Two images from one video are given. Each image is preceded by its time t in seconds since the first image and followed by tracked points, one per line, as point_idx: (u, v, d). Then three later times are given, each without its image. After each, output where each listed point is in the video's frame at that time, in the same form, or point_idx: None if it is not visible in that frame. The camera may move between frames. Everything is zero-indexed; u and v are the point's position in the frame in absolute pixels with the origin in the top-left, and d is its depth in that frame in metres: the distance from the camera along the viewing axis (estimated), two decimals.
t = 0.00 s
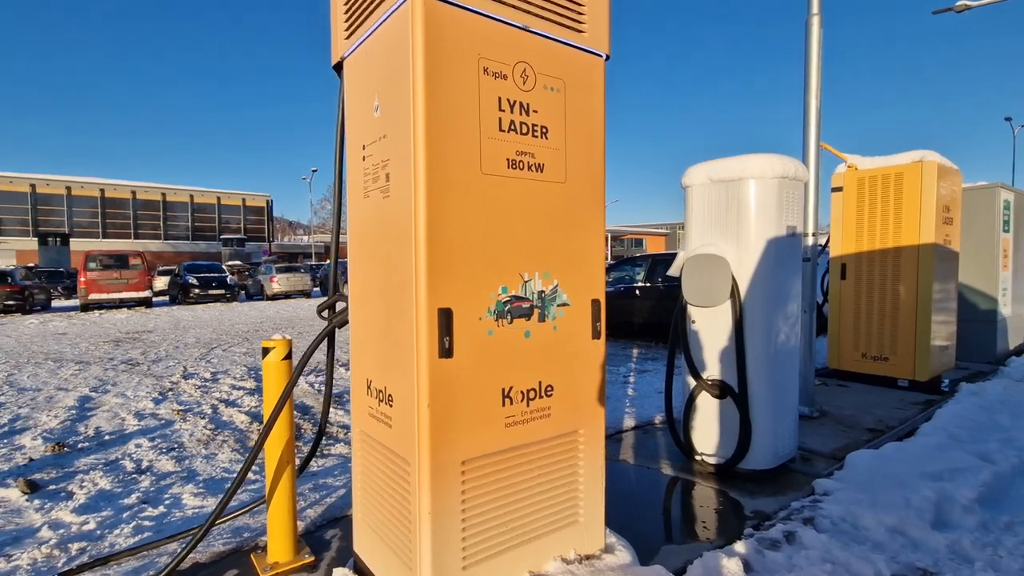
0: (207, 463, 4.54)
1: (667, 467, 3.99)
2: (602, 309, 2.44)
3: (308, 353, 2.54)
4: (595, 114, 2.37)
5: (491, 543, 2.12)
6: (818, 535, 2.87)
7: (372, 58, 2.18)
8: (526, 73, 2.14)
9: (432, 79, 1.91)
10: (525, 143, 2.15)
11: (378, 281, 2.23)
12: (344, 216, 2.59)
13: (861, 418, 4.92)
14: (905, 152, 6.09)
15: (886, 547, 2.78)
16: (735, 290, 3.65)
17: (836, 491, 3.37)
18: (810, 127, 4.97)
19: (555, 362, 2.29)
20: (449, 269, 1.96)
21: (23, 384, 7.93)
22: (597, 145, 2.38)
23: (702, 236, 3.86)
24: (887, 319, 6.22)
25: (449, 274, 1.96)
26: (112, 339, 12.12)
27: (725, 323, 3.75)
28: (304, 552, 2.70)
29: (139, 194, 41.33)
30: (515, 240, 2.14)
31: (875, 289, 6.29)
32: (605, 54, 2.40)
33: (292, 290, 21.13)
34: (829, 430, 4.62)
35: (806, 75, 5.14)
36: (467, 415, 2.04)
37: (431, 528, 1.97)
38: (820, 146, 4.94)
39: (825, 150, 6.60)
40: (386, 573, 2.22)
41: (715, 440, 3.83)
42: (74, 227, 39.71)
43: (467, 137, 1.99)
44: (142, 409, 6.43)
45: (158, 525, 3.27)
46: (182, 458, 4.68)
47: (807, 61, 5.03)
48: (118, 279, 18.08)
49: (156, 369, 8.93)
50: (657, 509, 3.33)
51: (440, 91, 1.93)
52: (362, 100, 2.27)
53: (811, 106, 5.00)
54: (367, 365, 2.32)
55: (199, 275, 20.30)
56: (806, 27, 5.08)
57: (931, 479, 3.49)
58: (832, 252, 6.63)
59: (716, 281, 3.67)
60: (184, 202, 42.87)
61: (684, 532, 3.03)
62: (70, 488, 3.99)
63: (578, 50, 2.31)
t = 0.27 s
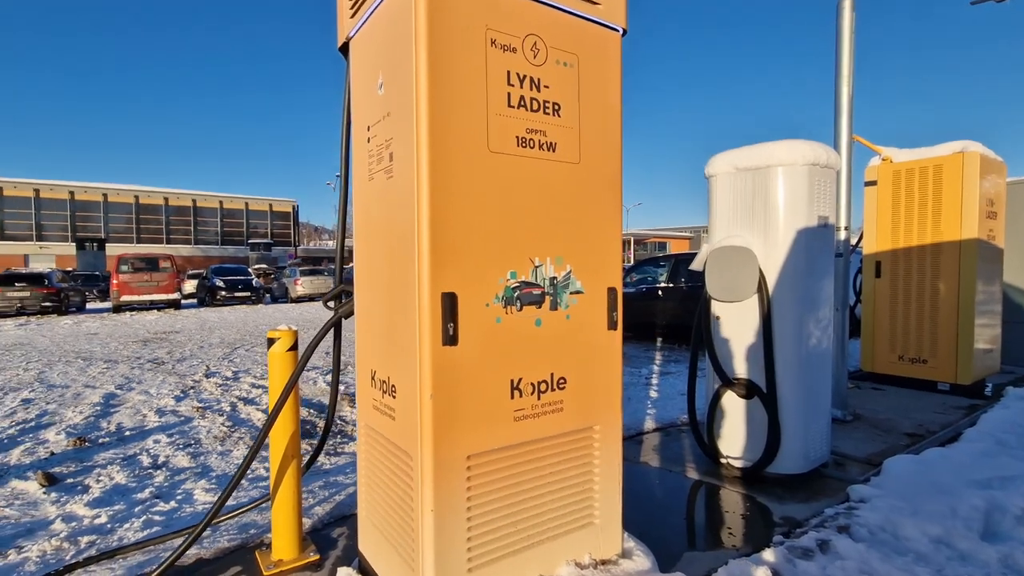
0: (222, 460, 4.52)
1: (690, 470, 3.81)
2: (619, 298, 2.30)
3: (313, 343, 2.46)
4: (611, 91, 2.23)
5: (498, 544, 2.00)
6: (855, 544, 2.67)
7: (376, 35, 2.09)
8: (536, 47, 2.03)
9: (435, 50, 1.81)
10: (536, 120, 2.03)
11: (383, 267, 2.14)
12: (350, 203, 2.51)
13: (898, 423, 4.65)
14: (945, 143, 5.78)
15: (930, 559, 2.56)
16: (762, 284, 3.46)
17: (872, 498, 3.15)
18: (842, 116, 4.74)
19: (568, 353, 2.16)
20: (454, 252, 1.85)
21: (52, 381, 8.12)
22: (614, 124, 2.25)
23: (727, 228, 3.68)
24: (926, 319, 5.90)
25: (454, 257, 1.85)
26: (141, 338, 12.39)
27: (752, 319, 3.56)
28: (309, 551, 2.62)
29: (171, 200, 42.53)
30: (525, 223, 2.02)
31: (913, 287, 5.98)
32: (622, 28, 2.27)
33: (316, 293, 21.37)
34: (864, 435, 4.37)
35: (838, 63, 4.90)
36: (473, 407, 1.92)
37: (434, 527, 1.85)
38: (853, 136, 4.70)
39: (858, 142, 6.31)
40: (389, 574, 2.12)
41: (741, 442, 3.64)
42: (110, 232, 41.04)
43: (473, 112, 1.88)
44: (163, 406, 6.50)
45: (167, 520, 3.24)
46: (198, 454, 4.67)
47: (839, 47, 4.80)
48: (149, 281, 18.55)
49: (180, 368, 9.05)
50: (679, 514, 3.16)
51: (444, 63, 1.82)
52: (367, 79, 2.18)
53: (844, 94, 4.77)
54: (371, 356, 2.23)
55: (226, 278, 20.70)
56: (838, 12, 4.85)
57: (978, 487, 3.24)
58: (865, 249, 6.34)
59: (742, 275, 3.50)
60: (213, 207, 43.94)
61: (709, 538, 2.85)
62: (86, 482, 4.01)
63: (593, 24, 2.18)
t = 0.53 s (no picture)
0: (231, 459, 4.48)
1: (710, 476, 3.62)
2: (630, 285, 2.18)
3: (313, 332, 2.38)
4: (621, 67, 2.11)
5: (498, 543, 1.87)
6: (889, 557, 2.46)
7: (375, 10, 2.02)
8: (540, 18, 1.92)
9: (432, 18, 1.72)
10: (540, 95, 1.93)
11: (381, 250, 2.05)
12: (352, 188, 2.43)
13: (935, 431, 4.37)
14: (980, 138, 5.49)
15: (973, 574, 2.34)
16: (785, 279, 3.29)
17: (908, 508, 2.92)
18: (870, 110, 4.53)
19: (574, 341, 2.03)
20: (451, 231, 1.75)
21: (75, 383, 8.25)
22: (624, 102, 2.13)
23: (747, 221, 3.51)
24: (963, 324, 5.59)
25: (451, 236, 1.75)
26: (164, 343, 12.59)
27: (775, 317, 3.38)
28: (307, 550, 2.53)
29: (199, 211, 43.64)
30: (529, 202, 1.91)
31: (948, 290, 5.68)
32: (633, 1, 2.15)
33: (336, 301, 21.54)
34: (897, 443, 4.11)
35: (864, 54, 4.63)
36: (471, 396, 1.81)
37: (428, 522, 1.74)
38: (882, 129, 4.49)
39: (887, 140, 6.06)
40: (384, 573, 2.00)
41: (763, 447, 3.45)
42: (141, 242, 42.24)
43: (472, 84, 1.78)
44: (179, 407, 6.52)
45: (169, 517, 3.18)
46: (208, 453, 4.64)
47: (866, 37, 4.54)
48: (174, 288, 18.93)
49: (199, 372, 9.14)
50: (698, 520, 2.98)
51: (442, 32, 1.73)
52: (366, 57, 2.11)
53: (870, 87, 4.53)
54: (369, 344, 2.13)
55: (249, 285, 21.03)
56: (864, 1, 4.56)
57: None
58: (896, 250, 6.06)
59: (764, 270, 3.33)
60: (239, 218, 44.91)
61: (729, 547, 2.67)
62: (96, 479, 3.99)
63: None
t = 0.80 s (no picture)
0: (240, 461, 4.46)
1: (728, 480, 3.47)
2: (639, 270, 2.09)
3: (315, 321, 2.34)
4: (628, 45, 2.05)
5: (500, 537, 1.78)
6: (921, 563, 2.30)
7: None
8: None
9: None
10: (543, 72, 1.88)
11: (381, 234, 2.01)
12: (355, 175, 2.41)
13: (969, 438, 4.15)
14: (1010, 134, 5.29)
15: None
16: (805, 273, 3.16)
17: (941, 514, 2.74)
18: (891, 104, 4.38)
19: (580, 327, 1.95)
20: (449, 208, 1.70)
21: (95, 388, 8.38)
22: (631, 81, 2.06)
23: (764, 215, 3.40)
24: (996, 327, 5.34)
25: (449, 214, 1.70)
26: (184, 352, 12.77)
27: (794, 313, 3.25)
28: (308, 547, 2.47)
29: (223, 226, 44.60)
30: (531, 181, 1.85)
31: (979, 292, 5.44)
32: None
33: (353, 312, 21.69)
34: (928, 449, 3.90)
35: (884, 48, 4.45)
36: (471, 381, 1.73)
37: (425, 512, 1.66)
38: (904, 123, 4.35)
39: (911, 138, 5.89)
40: (382, 568, 1.92)
41: (784, 450, 3.30)
42: (166, 256, 43.27)
43: (472, 59, 1.74)
44: (194, 412, 6.56)
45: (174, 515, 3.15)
46: (218, 455, 4.63)
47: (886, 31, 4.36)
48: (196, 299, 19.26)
49: (216, 378, 9.22)
50: (715, 524, 2.84)
51: (439, 5, 1.69)
52: (367, 39, 2.08)
53: (892, 82, 4.37)
54: (370, 331, 2.08)
55: (268, 296, 21.31)
56: None
57: None
58: (923, 251, 5.85)
59: (782, 264, 3.22)
60: (261, 232, 45.75)
61: (748, 551, 2.53)
62: (106, 478, 4.00)
63: None
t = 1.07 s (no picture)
0: (247, 465, 4.44)
1: (742, 485, 3.37)
2: (645, 260, 2.05)
3: (319, 314, 2.33)
4: (631, 33, 2.04)
5: (501, 529, 1.73)
6: (945, 567, 2.19)
7: None
8: None
9: None
10: (545, 58, 1.87)
11: (384, 222, 2.00)
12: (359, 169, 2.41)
13: (993, 445, 4.00)
14: None
15: None
16: (818, 271, 3.09)
17: (965, 519, 2.63)
18: (904, 104, 4.32)
19: (584, 316, 1.91)
20: (449, 191, 1.68)
21: (109, 397, 8.45)
22: (635, 69, 2.05)
23: (775, 213, 3.36)
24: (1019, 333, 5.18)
25: (449, 197, 1.68)
26: (197, 363, 12.87)
27: (807, 313, 3.18)
28: (309, 546, 2.43)
29: (238, 241, 45.29)
30: (534, 167, 1.84)
31: (1000, 297, 5.29)
32: None
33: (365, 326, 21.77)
34: (950, 456, 3.76)
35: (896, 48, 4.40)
36: (472, 367, 1.70)
37: (424, 501, 1.62)
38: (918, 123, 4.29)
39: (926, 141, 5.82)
40: (381, 562, 1.88)
41: (799, 453, 3.20)
42: (183, 271, 43.96)
43: (473, 43, 1.74)
44: (203, 419, 6.57)
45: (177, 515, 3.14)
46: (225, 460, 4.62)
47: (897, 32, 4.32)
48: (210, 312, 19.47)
49: (228, 388, 9.26)
50: (727, 528, 2.75)
51: None
52: (371, 31, 2.09)
53: (905, 82, 4.31)
54: (371, 321, 2.06)
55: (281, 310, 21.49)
56: None
57: None
58: (941, 256, 5.73)
59: (793, 262, 3.16)
60: (275, 247, 46.33)
61: (762, 555, 2.44)
62: (114, 481, 4.00)
63: None
